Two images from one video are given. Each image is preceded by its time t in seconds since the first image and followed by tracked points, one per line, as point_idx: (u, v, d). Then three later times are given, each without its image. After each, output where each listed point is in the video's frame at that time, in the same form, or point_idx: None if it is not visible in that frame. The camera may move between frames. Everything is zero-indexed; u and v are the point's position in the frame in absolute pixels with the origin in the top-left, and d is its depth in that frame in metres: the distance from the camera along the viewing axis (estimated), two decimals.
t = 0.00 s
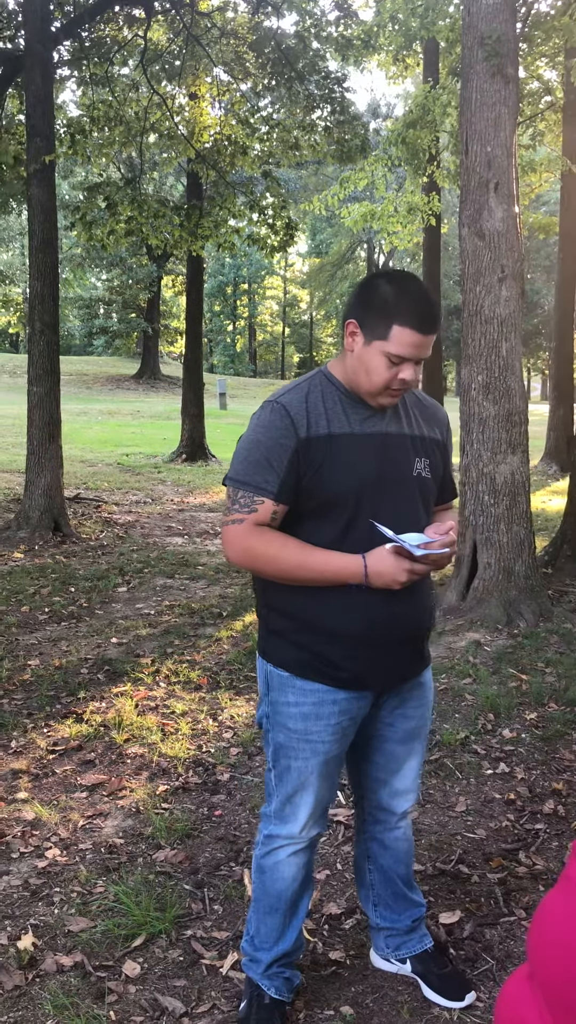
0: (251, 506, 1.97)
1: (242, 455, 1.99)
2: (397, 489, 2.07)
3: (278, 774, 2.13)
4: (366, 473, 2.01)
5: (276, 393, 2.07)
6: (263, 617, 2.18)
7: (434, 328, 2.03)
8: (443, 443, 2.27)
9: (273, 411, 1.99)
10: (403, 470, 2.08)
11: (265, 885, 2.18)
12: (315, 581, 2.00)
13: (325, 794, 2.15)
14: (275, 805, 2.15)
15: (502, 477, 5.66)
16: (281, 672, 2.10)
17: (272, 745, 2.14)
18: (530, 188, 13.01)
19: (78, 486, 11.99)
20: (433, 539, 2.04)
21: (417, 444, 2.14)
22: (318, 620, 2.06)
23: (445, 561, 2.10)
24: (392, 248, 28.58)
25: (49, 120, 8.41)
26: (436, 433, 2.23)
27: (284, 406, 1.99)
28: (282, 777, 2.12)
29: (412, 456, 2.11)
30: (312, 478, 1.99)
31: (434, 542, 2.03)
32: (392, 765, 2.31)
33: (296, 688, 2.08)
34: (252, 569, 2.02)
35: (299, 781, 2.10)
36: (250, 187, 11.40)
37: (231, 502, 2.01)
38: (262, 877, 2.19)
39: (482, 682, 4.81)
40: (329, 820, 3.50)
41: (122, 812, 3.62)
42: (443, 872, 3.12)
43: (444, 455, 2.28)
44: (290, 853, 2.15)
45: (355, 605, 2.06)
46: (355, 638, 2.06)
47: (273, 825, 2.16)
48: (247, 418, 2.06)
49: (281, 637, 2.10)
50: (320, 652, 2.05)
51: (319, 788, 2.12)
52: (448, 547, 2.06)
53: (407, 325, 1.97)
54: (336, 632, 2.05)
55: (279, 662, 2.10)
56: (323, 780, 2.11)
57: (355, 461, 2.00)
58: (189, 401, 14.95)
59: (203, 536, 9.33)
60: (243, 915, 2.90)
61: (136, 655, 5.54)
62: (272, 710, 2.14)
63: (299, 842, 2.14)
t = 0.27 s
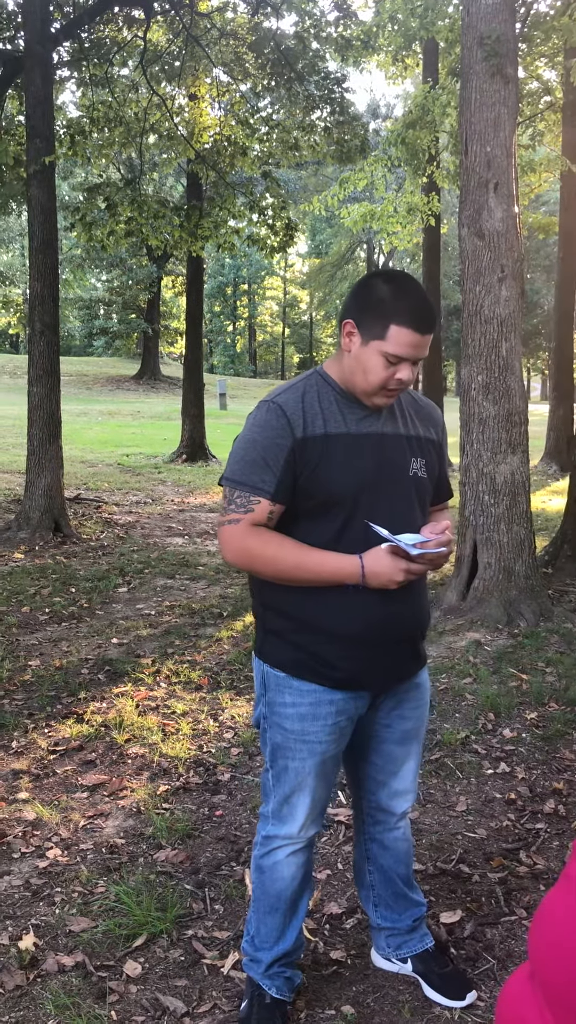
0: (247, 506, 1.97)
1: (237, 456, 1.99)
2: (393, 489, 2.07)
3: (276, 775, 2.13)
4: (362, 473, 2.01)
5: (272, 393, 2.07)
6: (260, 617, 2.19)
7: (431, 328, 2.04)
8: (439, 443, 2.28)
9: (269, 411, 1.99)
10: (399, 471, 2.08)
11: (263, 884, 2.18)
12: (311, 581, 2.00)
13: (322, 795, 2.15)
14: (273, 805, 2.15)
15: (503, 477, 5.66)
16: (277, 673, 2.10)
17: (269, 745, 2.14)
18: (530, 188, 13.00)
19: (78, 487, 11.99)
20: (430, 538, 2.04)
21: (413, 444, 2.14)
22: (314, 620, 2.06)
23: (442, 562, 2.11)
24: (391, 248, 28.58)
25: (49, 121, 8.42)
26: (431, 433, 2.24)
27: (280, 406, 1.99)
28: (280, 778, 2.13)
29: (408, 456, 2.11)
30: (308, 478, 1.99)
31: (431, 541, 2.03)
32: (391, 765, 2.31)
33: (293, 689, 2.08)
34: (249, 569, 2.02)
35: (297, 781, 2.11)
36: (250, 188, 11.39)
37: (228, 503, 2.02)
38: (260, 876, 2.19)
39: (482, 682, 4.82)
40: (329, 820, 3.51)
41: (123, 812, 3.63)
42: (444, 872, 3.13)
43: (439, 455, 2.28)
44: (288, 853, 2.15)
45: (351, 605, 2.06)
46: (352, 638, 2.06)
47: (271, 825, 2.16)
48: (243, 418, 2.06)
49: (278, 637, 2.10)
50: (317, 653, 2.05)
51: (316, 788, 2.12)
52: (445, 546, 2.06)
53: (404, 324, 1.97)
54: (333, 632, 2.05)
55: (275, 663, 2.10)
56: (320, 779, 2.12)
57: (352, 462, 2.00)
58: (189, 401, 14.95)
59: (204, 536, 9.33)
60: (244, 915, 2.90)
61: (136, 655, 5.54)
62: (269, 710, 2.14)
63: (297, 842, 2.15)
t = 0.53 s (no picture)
0: (244, 508, 1.98)
1: (234, 457, 2.00)
2: (389, 490, 2.07)
3: (274, 776, 2.13)
4: (358, 474, 2.01)
5: (268, 394, 2.07)
6: (256, 620, 2.19)
7: (428, 329, 2.04)
8: (435, 445, 2.28)
9: (266, 413, 1.99)
10: (395, 472, 2.08)
11: (261, 886, 2.18)
12: (308, 583, 2.00)
13: (321, 796, 2.16)
14: (271, 807, 2.15)
15: (501, 479, 5.66)
16: (275, 675, 2.10)
17: (268, 747, 2.14)
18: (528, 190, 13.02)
19: (76, 489, 11.99)
20: (427, 539, 2.04)
21: (409, 445, 2.14)
22: (311, 622, 2.06)
23: (439, 563, 2.11)
24: (389, 250, 28.62)
25: (47, 123, 8.43)
26: (427, 435, 2.24)
27: (276, 408, 1.99)
28: (278, 780, 2.13)
29: (404, 457, 2.11)
30: (304, 479, 1.99)
31: (428, 541, 2.03)
32: (390, 767, 2.31)
33: (290, 691, 2.08)
34: (245, 570, 2.02)
35: (295, 783, 2.11)
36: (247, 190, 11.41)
37: (224, 505, 2.02)
38: (258, 878, 2.19)
39: (481, 684, 4.82)
40: (328, 822, 3.51)
41: (122, 815, 3.62)
42: (444, 874, 3.13)
43: (435, 456, 2.28)
44: (286, 855, 2.15)
45: (348, 607, 2.06)
46: (349, 639, 2.06)
47: (269, 827, 2.16)
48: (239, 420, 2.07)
49: (275, 639, 2.10)
50: (314, 655, 2.05)
51: (315, 790, 2.13)
52: (441, 547, 2.07)
53: (401, 325, 1.97)
54: (330, 634, 2.05)
55: (272, 665, 2.10)
56: (318, 781, 2.12)
57: (348, 463, 2.01)
58: (187, 404, 14.95)
59: (202, 539, 9.33)
60: (244, 918, 2.90)
61: (135, 658, 5.54)
62: (267, 712, 2.14)
63: (295, 844, 2.14)
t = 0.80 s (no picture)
0: (242, 510, 1.98)
1: (232, 460, 2.00)
2: (387, 492, 2.08)
3: (272, 779, 2.14)
4: (356, 477, 2.02)
5: (266, 397, 2.08)
6: (255, 623, 2.19)
7: (425, 332, 2.05)
8: (433, 447, 2.28)
9: (264, 416, 2.00)
10: (393, 475, 2.08)
11: (260, 889, 2.18)
12: (306, 586, 2.01)
13: (319, 799, 2.16)
14: (270, 809, 2.16)
15: (498, 482, 5.67)
16: (274, 678, 2.10)
17: (266, 750, 2.15)
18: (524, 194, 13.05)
19: (73, 493, 11.98)
20: (424, 541, 2.05)
21: (407, 448, 2.15)
22: (310, 624, 2.06)
23: (436, 565, 2.11)
24: (387, 253, 28.68)
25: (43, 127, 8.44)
26: (426, 437, 2.24)
27: (275, 411, 2.00)
28: (276, 782, 2.13)
29: (402, 459, 2.12)
30: (303, 482, 2.00)
31: (426, 544, 2.04)
32: (388, 770, 2.31)
33: (289, 693, 2.08)
34: (244, 573, 2.02)
35: (293, 785, 2.11)
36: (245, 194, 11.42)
37: (223, 508, 2.02)
38: (257, 880, 2.19)
39: (479, 687, 4.82)
40: (326, 825, 3.51)
41: (119, 819, 3.62)
42: (441, 877, 3.13)
43: (434, 459, 2.29)
44: (285, 857, 2.15)
45: (346, 610, 2.06)
46: (347, 642, 2.07)
47: (268, 829, 2.16)
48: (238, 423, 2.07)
49: (274, 642, 2.11)
50: (313, 657, 2.06)
51: (313, 792, 2.13)
52: (439, 549, 2.07)
53: (397, 329, 1.98)
54: (328, 636, 2.06)
55: (271, 668, 2.11)
56: (317, 784, 2.12)
57: (346, 466, 2.01)
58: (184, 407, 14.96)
59: (199, 542, 9.33)
60: (241, 921, 2.90)
61: (132, 661, 5.54)
62: (265, 714, 2.14)
63: (294, 846, 2.15)
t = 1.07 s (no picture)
0: (241, 515, 1.99)
1: (231, 464, 2.01)
2: (385, 497, 2.08)
3: (270, 782, 2.14)
4: (354, 482, 2.02)
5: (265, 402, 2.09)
6: (254, 626, 2.19)
7: (421, 339, 2.05)
8: (432, 451, 2.29)
9: (263, 421, 2.00)
10: (391, 479, 2.09)
11: (258, 892, 2.18)
12: (304, 590, 2.01)
13: (317, 802, 2.16)
14: (268, 813, 2.16)
15: (494, 486, 5.68)
16: (272, 681, 2.11)
17: (264, 753, 2.15)
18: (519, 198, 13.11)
19: (69, 497, 11.98)
20: (421, 545, 2.06)
21: (405, 452, 2.16)
22: (308, 628, 2.07)
23: (433, 569, 2.12)
24: (383, 257, 28.76)
25: (40, 131, 8.46)
26: (424, 441, 2.25)
27: (273, 416, 2.00)
28: (274, 785, 2.13)
29: (400, 463, 2.12)
30: (301, 487, 2.00)
31: (422, 548, 2.04)
32: (385, 772, 2.31)
33: (288, 696, 2.09)
34: (242, 577, 2.03)
35: (292, 788, 2.11)
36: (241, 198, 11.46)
37: (222, 512, 2.03)
38: (255, 884, 2.19)
39: (475, 691, 4.82)
40: (323, 829, 3.51)
41: (116, 823, 3.61)
42: (438, 881, 3.13)
43: (432, 463, 2.29)
44: (283, 860, 2.15)
45: (345, 614, 2.07)
46: (345, 645, 2.07)
47: (266, 832, 2.16)
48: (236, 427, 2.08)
49: (273, 645, 2.11)
50: (311, 661, 2.06)
51: (312, 795, 2.13)
52: (436, 553, 2.08)
53: (393, 335, 1.99)
54: (327, 640, 2.06)
55: (270, 672, 2.11)
56: (315, 787, 2.12)
57: (344, 470, 2.02)
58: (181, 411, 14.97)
59: (196, 546, 9.33)
60: (238, 926, 2.89)
61: (129, 666, 5.53)
62: (264, 717, 2.15)
63: (292, 849, 2.15)
